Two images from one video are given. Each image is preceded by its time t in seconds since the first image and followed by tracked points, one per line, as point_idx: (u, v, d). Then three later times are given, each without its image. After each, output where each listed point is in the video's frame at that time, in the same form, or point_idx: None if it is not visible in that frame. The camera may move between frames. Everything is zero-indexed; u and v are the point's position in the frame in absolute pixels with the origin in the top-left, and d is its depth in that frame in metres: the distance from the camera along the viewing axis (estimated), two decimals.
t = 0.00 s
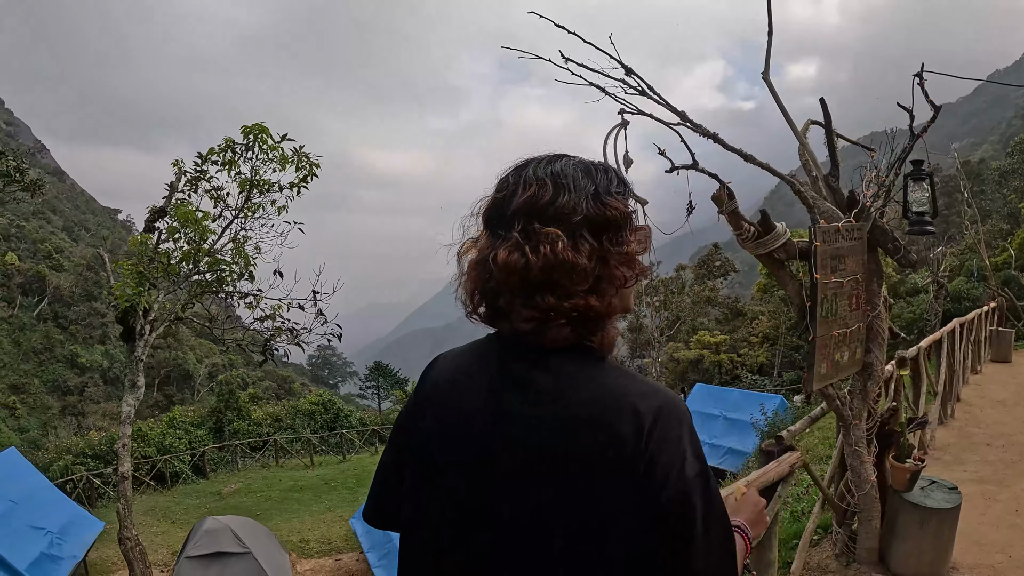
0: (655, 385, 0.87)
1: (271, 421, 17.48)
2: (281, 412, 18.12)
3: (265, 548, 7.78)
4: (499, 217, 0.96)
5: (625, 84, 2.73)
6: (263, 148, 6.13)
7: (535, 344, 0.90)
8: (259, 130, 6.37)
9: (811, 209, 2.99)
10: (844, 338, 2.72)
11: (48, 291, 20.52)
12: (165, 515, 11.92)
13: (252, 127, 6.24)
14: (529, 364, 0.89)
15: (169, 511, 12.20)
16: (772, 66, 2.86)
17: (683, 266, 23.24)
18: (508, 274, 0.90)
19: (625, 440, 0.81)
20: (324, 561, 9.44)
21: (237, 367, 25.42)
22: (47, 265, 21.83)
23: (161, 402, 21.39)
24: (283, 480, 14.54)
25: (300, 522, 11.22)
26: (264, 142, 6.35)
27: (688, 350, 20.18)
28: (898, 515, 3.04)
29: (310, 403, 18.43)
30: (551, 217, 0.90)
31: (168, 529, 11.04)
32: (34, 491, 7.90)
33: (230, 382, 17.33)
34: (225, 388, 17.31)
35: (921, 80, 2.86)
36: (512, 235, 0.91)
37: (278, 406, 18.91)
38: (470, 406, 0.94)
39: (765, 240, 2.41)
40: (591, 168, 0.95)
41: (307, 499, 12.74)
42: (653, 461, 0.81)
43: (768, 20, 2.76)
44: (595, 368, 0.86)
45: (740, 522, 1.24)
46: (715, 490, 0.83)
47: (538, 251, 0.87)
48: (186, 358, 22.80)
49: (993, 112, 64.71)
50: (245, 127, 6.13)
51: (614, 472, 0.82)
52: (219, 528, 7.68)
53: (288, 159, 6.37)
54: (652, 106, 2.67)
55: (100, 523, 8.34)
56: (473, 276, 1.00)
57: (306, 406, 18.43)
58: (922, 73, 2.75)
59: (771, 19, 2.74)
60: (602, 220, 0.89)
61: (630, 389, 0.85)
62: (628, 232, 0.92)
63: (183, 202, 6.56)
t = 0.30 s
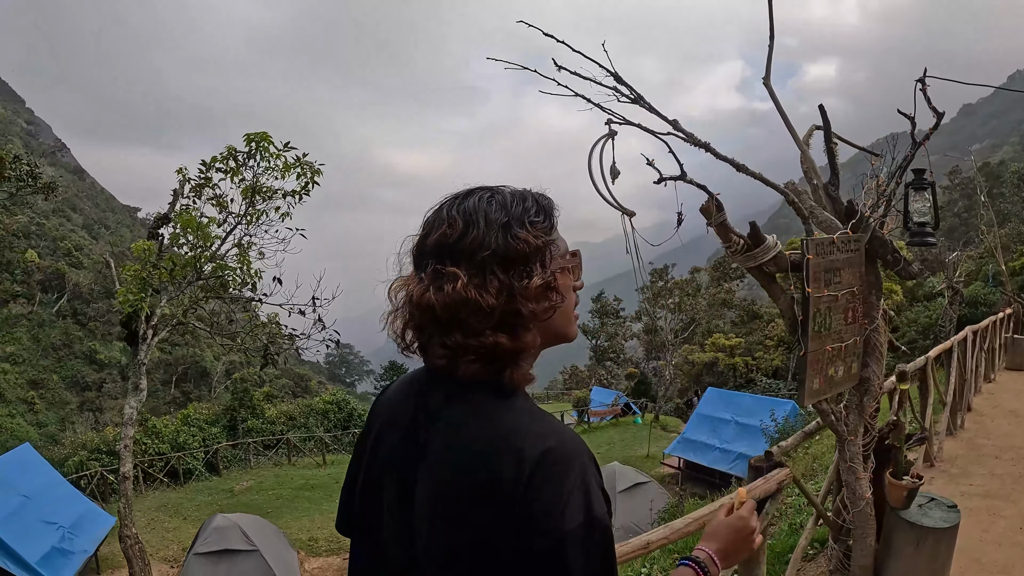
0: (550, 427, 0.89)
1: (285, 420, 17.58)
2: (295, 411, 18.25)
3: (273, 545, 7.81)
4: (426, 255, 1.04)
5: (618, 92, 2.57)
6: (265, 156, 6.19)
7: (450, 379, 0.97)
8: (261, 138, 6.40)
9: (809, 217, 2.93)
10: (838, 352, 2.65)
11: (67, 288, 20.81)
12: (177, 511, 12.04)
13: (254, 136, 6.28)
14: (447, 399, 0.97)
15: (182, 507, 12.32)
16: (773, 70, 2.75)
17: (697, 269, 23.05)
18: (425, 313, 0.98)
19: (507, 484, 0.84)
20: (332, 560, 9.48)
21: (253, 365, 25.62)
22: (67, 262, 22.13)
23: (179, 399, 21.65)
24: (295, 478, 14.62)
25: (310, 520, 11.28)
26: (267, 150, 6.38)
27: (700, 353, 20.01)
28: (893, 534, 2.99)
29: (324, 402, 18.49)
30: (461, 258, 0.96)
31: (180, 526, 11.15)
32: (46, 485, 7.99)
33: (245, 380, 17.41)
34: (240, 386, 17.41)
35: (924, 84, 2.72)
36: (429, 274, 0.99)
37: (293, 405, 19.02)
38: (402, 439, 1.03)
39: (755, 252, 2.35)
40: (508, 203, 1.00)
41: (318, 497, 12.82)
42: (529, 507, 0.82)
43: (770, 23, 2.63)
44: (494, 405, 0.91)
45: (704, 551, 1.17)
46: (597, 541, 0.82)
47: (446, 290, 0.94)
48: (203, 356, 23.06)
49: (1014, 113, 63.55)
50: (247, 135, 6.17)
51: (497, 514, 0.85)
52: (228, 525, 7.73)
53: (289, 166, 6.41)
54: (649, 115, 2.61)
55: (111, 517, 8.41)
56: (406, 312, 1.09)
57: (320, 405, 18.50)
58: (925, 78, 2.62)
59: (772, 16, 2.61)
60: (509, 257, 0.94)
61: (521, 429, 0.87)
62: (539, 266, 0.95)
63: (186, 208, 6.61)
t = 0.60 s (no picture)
0: (481, 430, 0.98)
1: (292, 416, 17.69)
2: (302, 408, 18.38)
3: (275, 541, 7.85)
4: (374, 277, 1.17)
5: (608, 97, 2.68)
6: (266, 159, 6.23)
7: (394, 387, 1.09)
8: (264, 141, 6.46)
9: (798, 221, 2.91)
10: (824, 359, 2.65)
11: (78, 283, 21.01)
12: (184, 505, 12.15)
13: (257, 140, 6.33)
14: (392, 407, 1.08)
15: (188, 501, 12.42)
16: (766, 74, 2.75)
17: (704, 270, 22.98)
18: (372, 328, 1.10)
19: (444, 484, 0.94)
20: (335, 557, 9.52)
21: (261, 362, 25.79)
22: (78, 258, 22.34)
23: (189, 394, 21.81)
24: (301, 474, 14.70)
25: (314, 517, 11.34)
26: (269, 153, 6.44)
27: (707, 354, 19.94)
28: (881, 542, 2.98)
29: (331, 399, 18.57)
30: (400, 278, 1.10)
31: (185, 520, 11.25)
32: (54, 478, 8.08)
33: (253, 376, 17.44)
34: (249, 382, 17.46)
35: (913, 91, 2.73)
36: (374, 293, 1.12)
37: (300, 402, 19.12)
38: (355, 445, 1.11)
39: (738, 260, 2.34)
40: (441, 227, 1.13)
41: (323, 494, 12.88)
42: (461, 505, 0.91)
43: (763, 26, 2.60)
44: (430, 410, 1.02)
45: (648, 555, 1.19)
46: (525, 531, 0.91)
47: (385, 304, 1.07)
48: (213, 352, 23.22)
49: None
50: (250, 139, 6.23)
51: (435, 513, 0.94)
52: (232, 520, 7.80)
53: (291, 170, 6.44)
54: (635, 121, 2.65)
55: (118, 511, 8.48)
56: (360, 329, 1.21)
57: (327, 402, 18.60)
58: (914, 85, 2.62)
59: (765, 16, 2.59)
60: (440, 275, 1.07)
61: (457, 432, 0.97)
62: (467, 281, 1.08)
63: (189, 210, 6.66)
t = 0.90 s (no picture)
0: (451, 408, 1.04)
1: (297, 411, 17.83)
2: (307, 403, 18.52)
3: (279, 532, 7.94)
4: (356, 271, 1.23)
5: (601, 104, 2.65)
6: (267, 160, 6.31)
7: (373, 372, 1.15)
8: (266, 141, 6.54)
9: (787, 221, 2.93)
10: (808, 358, 2.69)
11: (87, 278, 21.19)
12: (189, 498, 12.29)
13: (259, 139, 6.42)
14: (371, 390, 1.13)
15: (194, 494, 12.56)
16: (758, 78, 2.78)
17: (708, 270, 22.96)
18: (353, 317, 1.17)
19: (417, 457, 0.99)
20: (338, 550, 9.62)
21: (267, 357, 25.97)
22: (87, 253, 22.53)
23: (197, 389, 22.01)
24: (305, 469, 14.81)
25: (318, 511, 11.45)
26: (271, 153, 6.53)
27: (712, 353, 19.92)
28: (865, 540, 3.00)
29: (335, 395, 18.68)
30: (378, 272, 1.16)
31: (190, 512, 11.38)
32: (61, 469, 8.20)
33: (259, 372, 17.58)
34: (254, 377, 17.61)
35: (904, 93, 2.71)
36: (356, 285, 1.18)
37: (306, 397, 19.23)
38: (338, 426, 1.16)
39: (722, 259, 2.40)
40: (417, 225, 1.19)
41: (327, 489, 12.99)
42: (433, 476, 0.96)
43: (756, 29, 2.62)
44: (404, 391, 1.07)
45: (602, 543, 1.26)
46: (489, 500, 0.96)
47: (365, 295, 1.13)
48: (220, 347, 23.41)
49: None
50: (251, 139, 6.32)
51: (409, 486, 0.99)
52: (236, 512, 7.90)
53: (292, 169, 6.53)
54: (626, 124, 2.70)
55: (124, 502, 8.59)
56: (344, 318, 1.27)
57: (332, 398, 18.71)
58: (904, 87, 2.63)
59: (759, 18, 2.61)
60: (415, 270, 1.13)
61: (430, 409, 1.02)
62: (439, 276, 1.13)
63: (195, 208, 6.75)
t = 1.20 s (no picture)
0: (438, 389, 1.08)
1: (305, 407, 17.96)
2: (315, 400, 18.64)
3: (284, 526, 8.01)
4: (351, 260, 1.25)
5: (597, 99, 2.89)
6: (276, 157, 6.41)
7: (368, 355, 1.18)
8: (275, 139, 6.63)
9: (784, 219, 2.96)
10: (801, 354, 2.72)
11: (98, 274, 21.40)
12: (197, 491, 12.42)
13: (268, 137, 6.50)
14: (364, 371, 1.17)
15: (201, 488, 12.68)
16: (757, 78, 2.82)
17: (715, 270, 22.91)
18: (350, 303, 1.19)
19: (401, 434, 1.04)
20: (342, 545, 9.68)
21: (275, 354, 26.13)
22: (98, 249, 22.73)
23: (206, 384, 22.18)
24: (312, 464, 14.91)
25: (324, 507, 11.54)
26: (281, 151, 6.61)
27: (720, 354, 19.85)
28: (860, 537, 2.99)
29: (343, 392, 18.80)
30: (375, 260, 1.18)
31: (197, 506, 11.51)
32: (70, 461, 8.30)
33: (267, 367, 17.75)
34: (263, 373, 17.76)
35: (900, 92, 2.73)
36: (355, 273, 1.20)
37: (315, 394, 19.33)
38: (332, 408, 1.20)
39: (716, 255, 2.43)
40: (412, 217, 1.22)
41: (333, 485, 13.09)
42: (417, 452, 1.01)
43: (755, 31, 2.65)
44: (397, 373, 1.11)
45: (567, 530, 1.37)
46: (469, 476, 1.00)
47: (364, 282, 1.15)
48: (230, 344, 23.61)
49: None
50: (261, 137, 6.41)
51: (394, 459, 1.03)
52: (242, 505, 7.98)
53: (301, 167, 6.62)
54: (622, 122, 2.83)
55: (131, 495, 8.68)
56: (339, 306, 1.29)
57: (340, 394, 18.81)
58: (899, 86, 2.65)
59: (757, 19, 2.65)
60: (412, 260, 1.16)
61: (418, 390, 1.07)
62: (434, 266, 1.17)
63: (205, 203, 6.85)
